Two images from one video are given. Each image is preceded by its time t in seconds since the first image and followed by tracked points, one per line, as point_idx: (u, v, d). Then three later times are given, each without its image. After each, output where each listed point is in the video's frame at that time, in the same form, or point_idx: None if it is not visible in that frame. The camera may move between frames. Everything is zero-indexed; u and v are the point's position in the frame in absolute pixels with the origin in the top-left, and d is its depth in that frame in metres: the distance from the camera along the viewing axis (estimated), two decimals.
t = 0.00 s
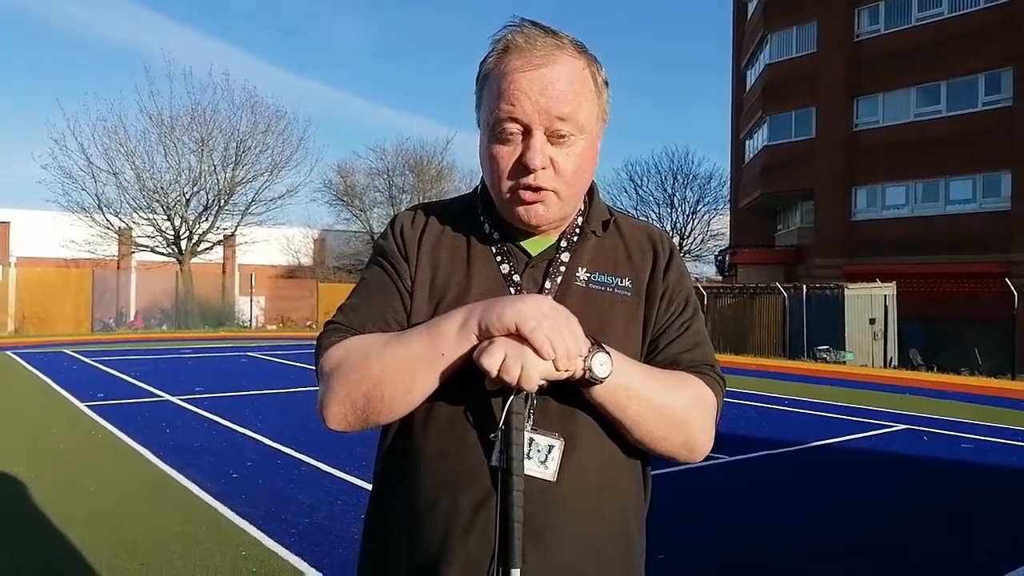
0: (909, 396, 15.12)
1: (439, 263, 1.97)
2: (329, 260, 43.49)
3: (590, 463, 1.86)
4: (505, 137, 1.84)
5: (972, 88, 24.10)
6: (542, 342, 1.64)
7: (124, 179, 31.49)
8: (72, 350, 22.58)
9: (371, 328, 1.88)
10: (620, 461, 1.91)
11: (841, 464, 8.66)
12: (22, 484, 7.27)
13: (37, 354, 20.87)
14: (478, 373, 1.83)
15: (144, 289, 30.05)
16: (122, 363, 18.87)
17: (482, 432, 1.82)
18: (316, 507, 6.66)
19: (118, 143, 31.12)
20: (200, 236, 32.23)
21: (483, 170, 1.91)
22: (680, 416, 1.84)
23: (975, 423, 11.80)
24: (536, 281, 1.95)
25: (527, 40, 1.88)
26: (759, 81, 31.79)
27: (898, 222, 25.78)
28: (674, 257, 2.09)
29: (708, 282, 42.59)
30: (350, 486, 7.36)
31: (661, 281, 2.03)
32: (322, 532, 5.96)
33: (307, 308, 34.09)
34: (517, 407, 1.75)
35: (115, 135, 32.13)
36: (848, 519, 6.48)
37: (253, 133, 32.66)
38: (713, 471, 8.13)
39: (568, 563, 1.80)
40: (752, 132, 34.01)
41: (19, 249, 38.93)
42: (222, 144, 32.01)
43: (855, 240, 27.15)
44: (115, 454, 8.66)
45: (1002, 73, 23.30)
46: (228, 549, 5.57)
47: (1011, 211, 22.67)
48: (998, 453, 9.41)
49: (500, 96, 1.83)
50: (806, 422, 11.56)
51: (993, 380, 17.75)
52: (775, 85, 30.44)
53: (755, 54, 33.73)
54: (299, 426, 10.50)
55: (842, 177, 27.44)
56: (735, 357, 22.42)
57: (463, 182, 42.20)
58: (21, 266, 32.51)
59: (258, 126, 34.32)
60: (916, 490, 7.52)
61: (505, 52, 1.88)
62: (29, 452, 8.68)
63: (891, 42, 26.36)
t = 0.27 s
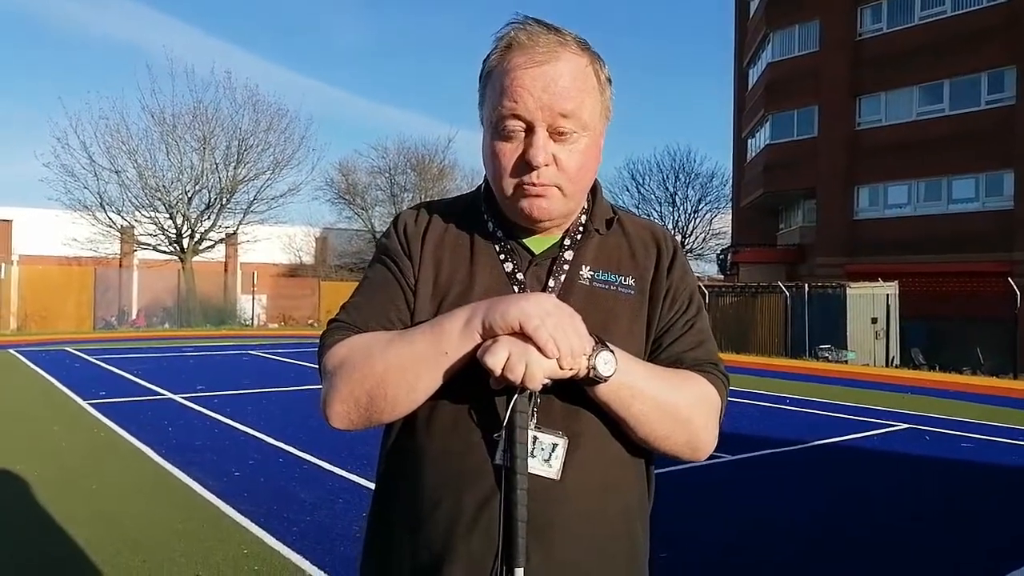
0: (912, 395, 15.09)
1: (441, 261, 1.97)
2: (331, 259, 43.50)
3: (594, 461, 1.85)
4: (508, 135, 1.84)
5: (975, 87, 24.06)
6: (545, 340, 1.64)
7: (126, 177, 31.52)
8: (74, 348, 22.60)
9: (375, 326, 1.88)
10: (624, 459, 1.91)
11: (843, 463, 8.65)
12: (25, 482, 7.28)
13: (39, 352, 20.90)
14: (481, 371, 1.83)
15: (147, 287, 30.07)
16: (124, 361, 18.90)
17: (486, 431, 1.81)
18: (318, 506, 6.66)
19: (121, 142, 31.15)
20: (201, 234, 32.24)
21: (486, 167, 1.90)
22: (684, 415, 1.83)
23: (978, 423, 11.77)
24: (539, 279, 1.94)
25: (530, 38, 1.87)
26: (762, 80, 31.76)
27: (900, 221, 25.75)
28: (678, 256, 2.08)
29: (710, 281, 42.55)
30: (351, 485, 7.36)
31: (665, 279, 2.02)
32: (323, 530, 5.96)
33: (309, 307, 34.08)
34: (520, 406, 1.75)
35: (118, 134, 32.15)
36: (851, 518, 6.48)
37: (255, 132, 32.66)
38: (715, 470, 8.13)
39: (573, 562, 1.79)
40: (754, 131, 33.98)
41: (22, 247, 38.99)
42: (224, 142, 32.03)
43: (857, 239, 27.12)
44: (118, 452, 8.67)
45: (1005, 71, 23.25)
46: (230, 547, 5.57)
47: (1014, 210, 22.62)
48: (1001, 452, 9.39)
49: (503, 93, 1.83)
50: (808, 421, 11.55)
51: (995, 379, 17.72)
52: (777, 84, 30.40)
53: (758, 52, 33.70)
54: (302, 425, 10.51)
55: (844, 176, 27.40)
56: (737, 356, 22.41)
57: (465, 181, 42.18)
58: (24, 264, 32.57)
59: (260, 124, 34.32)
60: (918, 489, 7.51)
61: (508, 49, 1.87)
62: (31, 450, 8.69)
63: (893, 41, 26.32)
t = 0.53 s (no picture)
0: (913, 394, 15.08)
1: (445, 259, 1.96)
2: (332, 256, 43.49)
3: (597, 460, 1.85)
4: (515, 133, 1.83)
5: (977, 86, 24.02)
6: (551, 338, 1.63)
7: (127, 174, 31.51)
8: (75, 344, 22.60)
9: (378, 323, 1.88)
10: (628, 457, 1.90)
11: (844, 462, 8.64)
12: (26, 477, 7.29)
13: (41, 348, 20.90)
14: (485, 370, 1.83)
15: (148, 284, 30.06)
16: (125, 357, 18.87)
17: (488, 429, 1.81)
18: (318, 503, 6.66)
19: (122, 138, 31.15)
20: (203, 231, 32.23)
21: (491, 165, 1.89)
22: (688, 413, 1.83)
23: (979, 421, 11.76)
24: (544, 276, 1.94)
25: (538, 36, 1.86)
26: (763, 78, 31.71)
27: (902, 219, 25.73)
28: (681, 254, 2.08)
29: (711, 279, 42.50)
30: (352, 482, 7.36)
31: (668, 276, 2.01)
32: (324, 528, 5.96)
33: (310, 304, 34.08)
34: (525, 403, 1.75)
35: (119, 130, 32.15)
36: (850, 516, 6.47)
37: (256, 129, 32.65)
38: (717, 469, 8.12)
39: (576, 560, 1.79)
40: (756, 129, 33.95)
41: (23, 244, 38.98)
42: (225, 139, 32.03)
43: (858, 237, 27.09)
44: (119, 449, 8.67)
45: (1008, 70, 23.22)
46: (231, 544, 5.56)
47: (1015, 209, 22.60)
48: (1002, 451, 9.38)
49: (510, 91, 1.82)
50: (809, 420, 11.54)
51: (996, 378, 17.71)
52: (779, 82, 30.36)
53: (760, 50, 33.64)
54: (303, 422, 10.50)
55: (846, 174, 27.38)
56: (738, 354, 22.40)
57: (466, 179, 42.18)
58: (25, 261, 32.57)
59: (260, 121, 34.30)
60: (920, 488, 7.51)
61: (514, 47, 1.87)
62: (32, 446, 8.69)
63: (895, 39, 26.27)
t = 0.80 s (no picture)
0: (913, 393, 15.08)
1: (448, 258, 1.96)
2: (333, 256, 43.48)
3: (602, 458, 1.85)
4: (519, 133, 1.82)
5: (978, 85, 24.01)
6: (557, 338, 1.62)
7: (129, 173, 31.53)
8: (76, 343, 22.60)
9: (382, 322, 1.87)
10: (632, 456, 1.90)
11: (845, 461, 8.63)
12: (27, 476, 7.29)
13: (42, 347, 20.92)
14: (490, 368, 1.83)
15: (149, 283, 30.05)
16: (126, 357, 18.87)
17: (494, 428, 1.81)
18: (319, 502, 6.66)
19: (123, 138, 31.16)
20: (204, 231, 32.23)
21: (495, 164, 1.89)
22: (693, 412, 1.82)
23: (979, 421, 11.76)
24: (546, 275, 1.94)
25: (542, 35, 1.86)
26: (764, 77, 31.69)
27: (903, 219, 25.71)
28: (684, 252, 2.07)
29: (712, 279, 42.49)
30: (353, 481, 7.35)
31: (671, 275, 2.01)
32: (325, 527, 5.96)
33: (311, 303, 34.07)
34: (530, 402, 1.74)
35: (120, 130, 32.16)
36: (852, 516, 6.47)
37: (257, 129, 32.66)
38: (718, 468, 8.12)
39: (580, 560, 1.78)
40: (757, 129, 33.93)
41: (24, 243, 39.00)
42: (226, 139, 32.03)
43: (860, 237, 27.07)
44: (119, 447, 8.68)
45: (1009, 69, 23.21)
46: (231, 543, 5.57)
47: (1017, 208, 22.58)
48: (1004, 450, 9.37)
49: (514, 91, 1.81)
50: (810, 419, 11.53)
51: (997, 378, 17.69)
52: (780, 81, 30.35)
53: (761, 50, 33.62)
54: (304, 421, 10.50)
55: (847, 174, 27.36)
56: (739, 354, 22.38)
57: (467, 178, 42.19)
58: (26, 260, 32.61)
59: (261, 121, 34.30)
60: (921, 487, 7.51)
61: (518, 46, 1.86)
62: (33, 445, 8.69)
63: (897, 39, 26.25)
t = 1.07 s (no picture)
0: (915, 390, 15.08)
1: (451, 255, 1.95)
2: (333, 253, 43.45)
3: (608, 455, 1.84)
4: (521, 130, 1.82)
5: (979, 82, 23.99)
6: (563, 335, 1.62)
7: (129, 171, 31.50)
8: (77, 341, 22.60)
9: (386, 320, 1.86)
10: (635, 453, 1.89)
11: (846, 458, 8.64)
12: (28, 474, 7.30)
13: (43, 345, 20.93)
14: (495, 366, 1.83)
15: (150, 281, 30.04)
16: (127, 355, 18.87)
17: (499, 426, 1.80)
18: (321, 499, 6.66)
19: (123, 135, 31.14)
20: (204, 228, 32.22)
21: (497, 160, 1.88)
22: (697, 408, 1.82)
23: (981, 418, 11.76)
24: (550, 273, 1.93)
25: (544, 33, 1.86)
26: (765, 74, 31.65)
27: (904, 216, 25.70)
28: (686, 250, 2.06)
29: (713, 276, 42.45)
30: (354, 479, 7.35)
31: (674, 272, 2.00)
32: (326, 524, 5.96)
33: (311, 301, 34.06)
34: (536, 400, 1.74)
35: (120, 127, 32.14)
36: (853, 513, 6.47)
37: (257, 126, 32.64)
38: (719, 465, 8.12)
39: (587, 556, 1.79)
40: (757, 126, 33.89)
41: (24, 241, 39.00)
42: (226, 136, 31.98)
43: (860, 234, 27.05)
44: (120, 445, 8.69)
45: (1010, 66, 23.18)
46: (232, 541, 5.58)
47: (1017, 205, 22.57)
48: (1005, 447, 9.37)
49: (518, 87, 1.81)
50: (812, 417, 11.52)
51: (998, 375, 17.67)
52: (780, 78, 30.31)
53: (761, 46, 33.57)
54: (305, 419, 10.49)
55: (847, 171, 27.35)
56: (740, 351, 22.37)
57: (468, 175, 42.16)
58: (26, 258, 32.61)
59: (261, 118, 34.27)
60: (923, 485, 7.51)
61: (520, 43, 1.86)
62: (34, 443, 8.70)
63: (897, 35, 26.22)
